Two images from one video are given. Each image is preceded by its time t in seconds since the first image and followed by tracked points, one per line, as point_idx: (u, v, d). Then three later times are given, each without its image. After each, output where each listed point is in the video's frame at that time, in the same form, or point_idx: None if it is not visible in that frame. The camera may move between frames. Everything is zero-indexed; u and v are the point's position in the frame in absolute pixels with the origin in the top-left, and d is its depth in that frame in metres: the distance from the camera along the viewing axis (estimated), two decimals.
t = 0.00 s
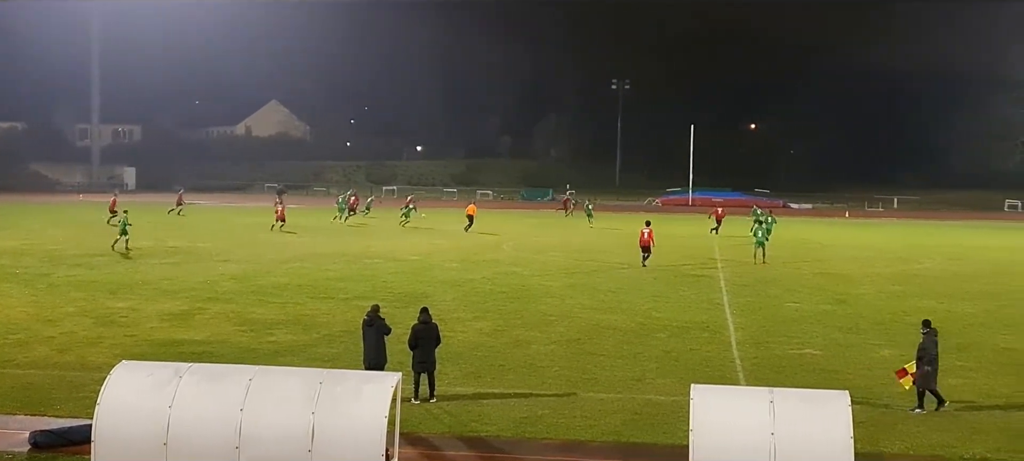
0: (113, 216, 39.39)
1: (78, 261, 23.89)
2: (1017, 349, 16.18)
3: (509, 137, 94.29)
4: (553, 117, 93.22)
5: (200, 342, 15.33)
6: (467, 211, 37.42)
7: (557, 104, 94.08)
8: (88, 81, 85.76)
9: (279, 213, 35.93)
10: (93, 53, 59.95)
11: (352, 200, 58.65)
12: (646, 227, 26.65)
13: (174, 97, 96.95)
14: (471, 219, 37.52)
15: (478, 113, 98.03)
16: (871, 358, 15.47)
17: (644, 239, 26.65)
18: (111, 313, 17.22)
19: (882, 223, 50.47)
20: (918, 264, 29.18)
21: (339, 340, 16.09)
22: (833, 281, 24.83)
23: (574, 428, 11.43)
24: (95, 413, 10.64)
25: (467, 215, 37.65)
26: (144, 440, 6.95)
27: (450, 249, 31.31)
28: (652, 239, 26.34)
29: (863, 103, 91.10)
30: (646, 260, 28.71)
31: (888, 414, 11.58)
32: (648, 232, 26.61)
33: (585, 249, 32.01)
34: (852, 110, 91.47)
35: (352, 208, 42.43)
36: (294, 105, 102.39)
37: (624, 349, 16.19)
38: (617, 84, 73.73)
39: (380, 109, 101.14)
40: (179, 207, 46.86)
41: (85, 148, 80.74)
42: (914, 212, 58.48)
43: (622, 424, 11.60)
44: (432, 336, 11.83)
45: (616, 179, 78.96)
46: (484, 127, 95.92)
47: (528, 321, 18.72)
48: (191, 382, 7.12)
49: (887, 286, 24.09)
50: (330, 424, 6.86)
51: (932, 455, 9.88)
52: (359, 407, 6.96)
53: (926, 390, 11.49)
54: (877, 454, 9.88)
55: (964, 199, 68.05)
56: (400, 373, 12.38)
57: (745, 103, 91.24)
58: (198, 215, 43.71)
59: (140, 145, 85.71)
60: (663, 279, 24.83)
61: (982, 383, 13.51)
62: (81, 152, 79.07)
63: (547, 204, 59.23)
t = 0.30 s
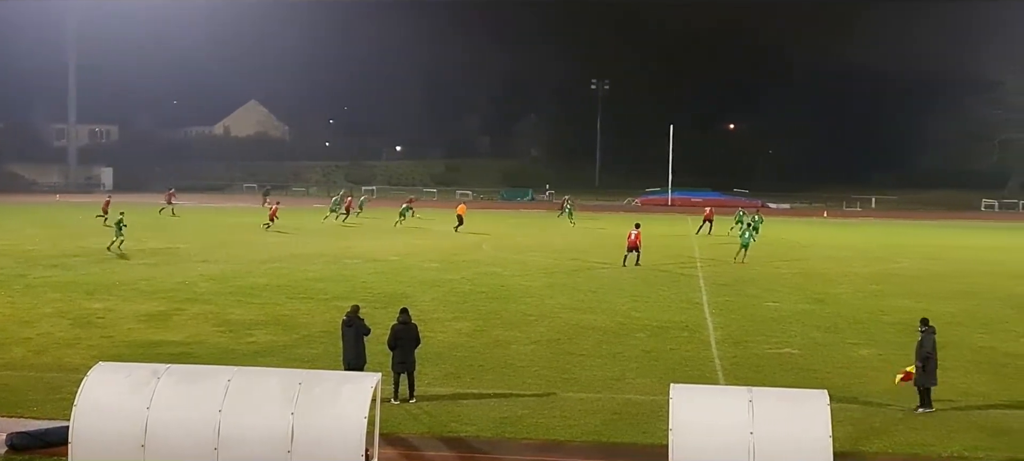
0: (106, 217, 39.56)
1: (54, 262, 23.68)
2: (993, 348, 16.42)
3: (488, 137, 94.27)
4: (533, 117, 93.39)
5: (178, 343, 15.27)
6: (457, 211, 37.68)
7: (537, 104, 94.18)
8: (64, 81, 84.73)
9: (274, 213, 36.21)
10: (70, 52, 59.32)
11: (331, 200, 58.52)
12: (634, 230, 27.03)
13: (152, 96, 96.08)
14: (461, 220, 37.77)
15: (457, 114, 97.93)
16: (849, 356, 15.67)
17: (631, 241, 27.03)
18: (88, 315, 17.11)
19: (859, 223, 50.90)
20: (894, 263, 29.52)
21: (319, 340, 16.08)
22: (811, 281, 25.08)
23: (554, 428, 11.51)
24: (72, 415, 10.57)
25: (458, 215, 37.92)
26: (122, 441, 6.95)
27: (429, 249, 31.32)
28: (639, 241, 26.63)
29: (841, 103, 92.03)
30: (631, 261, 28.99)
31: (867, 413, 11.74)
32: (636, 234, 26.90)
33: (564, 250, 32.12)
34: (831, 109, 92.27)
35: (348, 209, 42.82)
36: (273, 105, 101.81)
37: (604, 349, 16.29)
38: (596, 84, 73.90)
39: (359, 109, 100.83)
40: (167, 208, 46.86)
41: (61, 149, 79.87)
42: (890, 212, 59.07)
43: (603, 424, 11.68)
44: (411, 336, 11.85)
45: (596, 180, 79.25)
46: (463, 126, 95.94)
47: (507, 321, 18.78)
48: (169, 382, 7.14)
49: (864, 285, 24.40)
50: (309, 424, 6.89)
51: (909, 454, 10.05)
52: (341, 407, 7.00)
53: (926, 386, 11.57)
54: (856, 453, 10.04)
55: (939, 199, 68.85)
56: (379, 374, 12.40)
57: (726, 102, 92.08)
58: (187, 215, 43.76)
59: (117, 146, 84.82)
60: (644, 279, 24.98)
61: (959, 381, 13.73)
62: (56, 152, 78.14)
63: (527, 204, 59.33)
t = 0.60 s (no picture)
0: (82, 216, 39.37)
1: (17, 263, 23.37)
2: (954, 346, 16.78)
3: (457, 137, 94.26)
4: (501, 117, 93.52)
5: (144, 344, 15.18)
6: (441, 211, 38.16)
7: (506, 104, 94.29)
8: (26, 79, 83.30)
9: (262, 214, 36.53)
10: (33, 50, 58.42)
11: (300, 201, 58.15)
12: (614, 229, 27.33)
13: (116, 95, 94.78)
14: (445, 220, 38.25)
15: (426, 114, 97.80)
16: (813, 354, 15.96)
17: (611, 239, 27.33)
18: (52, 316, 16.93)
19: (826, 222, 51.48)
20: (861, 263, 29.96)
21: (287, 341, 16.05)
22: (777, 280, 25.44)
23: (523, 427, 11.62)
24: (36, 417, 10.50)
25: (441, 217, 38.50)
26: (89, 443, 6.96)
27: (397, 249, 31.30)
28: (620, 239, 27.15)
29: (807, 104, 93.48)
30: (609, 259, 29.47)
31: (832, 411, 11.98)
32: (616, 233, 27.39)
33: (533, 249, 32.28)
34: (795, 109, 93.76)
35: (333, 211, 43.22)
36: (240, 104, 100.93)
37: (572, 349, 16.44)
38: (564, 84, 74.17)
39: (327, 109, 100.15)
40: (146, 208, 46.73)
41: (24, 147, 78.51)
42: (856, 211, 59.82)
43: (572, 424, 11.80)
44: (379, 337, 11.89)
45: (565, 180, 79.55)
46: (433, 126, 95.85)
47: (476, 321, 18.87)
48: (135, 384, 7.15)
49: (831, 284, 24.75)
50: (276, 427, 6.92)
51: (872, 451, 10.29)
52: (308, 408, 7.04)
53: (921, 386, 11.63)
54: (819, 451, 10.27)
55: (901, 198, 70.03)
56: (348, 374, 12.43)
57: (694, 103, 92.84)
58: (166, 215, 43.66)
59: (81, 145, 83.59)
60: (612, 278, 25.20)
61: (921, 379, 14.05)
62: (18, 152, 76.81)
63: (496, 203, 59.44)
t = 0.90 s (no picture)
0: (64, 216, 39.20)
1: None
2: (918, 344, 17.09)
3: (427, 136, 94.14)
4: (471, 117, 93.50)
5: (110, 345, 15.07)
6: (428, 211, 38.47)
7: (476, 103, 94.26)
8: None
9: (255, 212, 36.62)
10: None
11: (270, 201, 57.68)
12: (599, 229, 28.07)
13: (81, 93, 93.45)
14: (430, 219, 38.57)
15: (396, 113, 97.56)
16: (781, 353, 16.20)
17: (596, 239, 28.02)
18: (17, 317, 16.74)
19: (793, 221, 52.03)
20: (827, 261, 30.41)
21: (255, 341, 16.00)
22: (746, 279, 25.73)
23: (494, 427, 11.72)
24: None
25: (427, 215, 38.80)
26: (56, 444, 6.95)
27: (366, 248, 31.24)
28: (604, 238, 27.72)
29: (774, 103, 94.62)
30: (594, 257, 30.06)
31: (799, 409, 12.18)
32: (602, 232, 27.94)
33: (503, 249, 32.38)
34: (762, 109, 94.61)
35: (322, 209, 43.25)
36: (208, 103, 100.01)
37: (542, 348, 16.55)
38: (534, 83, 74.31)
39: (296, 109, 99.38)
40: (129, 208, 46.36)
41: None
42: (824, 210, 60.52)
43: (542, 424, 11.89)
44: (348, 337, 11.91)
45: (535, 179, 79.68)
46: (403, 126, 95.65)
47: (446, 321, 18.91)
48: (101, 385, 7.13)
49: (799, 283, 25.08)
50: (246, 426, 6.92)
51: (842, 449, 10.49)
52: (278, 409, 7.03)
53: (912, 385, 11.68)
54: (789, 449, 10.46)
55: (867, 198, 71.02)
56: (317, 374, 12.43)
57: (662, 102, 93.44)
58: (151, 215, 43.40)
59: (45, 144, 82.35)
60: (582, 278, 25.36)
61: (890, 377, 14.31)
62: None
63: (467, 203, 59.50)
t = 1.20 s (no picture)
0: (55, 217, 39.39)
1: None
2: (883, 342, 17.44)
3: (397, 136, 93.91)
4: (442, 117, 93.39)
5: (76, 346, 14.97)
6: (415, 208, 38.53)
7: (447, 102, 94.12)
8: None
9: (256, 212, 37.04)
10: None
11: (240, 201, 57.31)
12: (587, 226, 28.95)
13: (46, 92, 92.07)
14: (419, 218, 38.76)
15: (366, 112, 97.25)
16: (751, 351, 16.43)
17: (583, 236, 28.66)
18: None
19: (762, 221, 52.55)
20: (795, 260, 30.78)
21: (224, 342, 15.96)
22: (715, 278, 26.02)
23: (464, 426, 11.81)
24: None
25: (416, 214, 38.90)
26: (24, 447, 6.95)
27: (337, 248, 31.19)
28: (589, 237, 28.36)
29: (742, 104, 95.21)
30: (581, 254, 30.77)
31: (767, 407, 12.37)
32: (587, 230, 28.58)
33: (474, 248, 32.46)
34: (727, 111, 96.18)
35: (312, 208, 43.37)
36: (176, 101, 99.03)
37: (513, 347, 16.69)
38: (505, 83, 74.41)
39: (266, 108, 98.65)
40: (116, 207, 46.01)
41: None
42: (794, 210, 61.24)
43: (514, 423, 11.99)
44: (318, 336, 11.92)
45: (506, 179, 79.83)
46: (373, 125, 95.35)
47: (417, 321, 18.95)
48: (69, 387, 7.12)
49: (768, 282, 25.42)
50: (214, 426, 6.90)
51: (809, 447, 10.68)
52: (247, 411, 6.99)
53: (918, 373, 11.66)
54: (757, 447, 10.64)
55: (835, 197, 71.99)
56: (287, 374, 12.43)
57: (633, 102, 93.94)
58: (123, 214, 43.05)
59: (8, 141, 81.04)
60: (553, 277, 25.52)
61: (858, 376, 14.54)
62: None
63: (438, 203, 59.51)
